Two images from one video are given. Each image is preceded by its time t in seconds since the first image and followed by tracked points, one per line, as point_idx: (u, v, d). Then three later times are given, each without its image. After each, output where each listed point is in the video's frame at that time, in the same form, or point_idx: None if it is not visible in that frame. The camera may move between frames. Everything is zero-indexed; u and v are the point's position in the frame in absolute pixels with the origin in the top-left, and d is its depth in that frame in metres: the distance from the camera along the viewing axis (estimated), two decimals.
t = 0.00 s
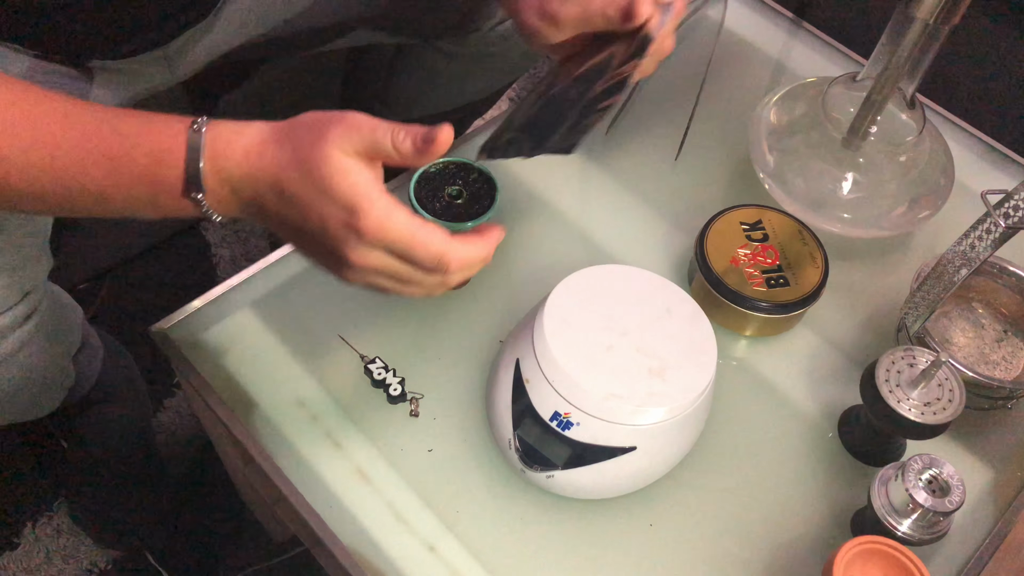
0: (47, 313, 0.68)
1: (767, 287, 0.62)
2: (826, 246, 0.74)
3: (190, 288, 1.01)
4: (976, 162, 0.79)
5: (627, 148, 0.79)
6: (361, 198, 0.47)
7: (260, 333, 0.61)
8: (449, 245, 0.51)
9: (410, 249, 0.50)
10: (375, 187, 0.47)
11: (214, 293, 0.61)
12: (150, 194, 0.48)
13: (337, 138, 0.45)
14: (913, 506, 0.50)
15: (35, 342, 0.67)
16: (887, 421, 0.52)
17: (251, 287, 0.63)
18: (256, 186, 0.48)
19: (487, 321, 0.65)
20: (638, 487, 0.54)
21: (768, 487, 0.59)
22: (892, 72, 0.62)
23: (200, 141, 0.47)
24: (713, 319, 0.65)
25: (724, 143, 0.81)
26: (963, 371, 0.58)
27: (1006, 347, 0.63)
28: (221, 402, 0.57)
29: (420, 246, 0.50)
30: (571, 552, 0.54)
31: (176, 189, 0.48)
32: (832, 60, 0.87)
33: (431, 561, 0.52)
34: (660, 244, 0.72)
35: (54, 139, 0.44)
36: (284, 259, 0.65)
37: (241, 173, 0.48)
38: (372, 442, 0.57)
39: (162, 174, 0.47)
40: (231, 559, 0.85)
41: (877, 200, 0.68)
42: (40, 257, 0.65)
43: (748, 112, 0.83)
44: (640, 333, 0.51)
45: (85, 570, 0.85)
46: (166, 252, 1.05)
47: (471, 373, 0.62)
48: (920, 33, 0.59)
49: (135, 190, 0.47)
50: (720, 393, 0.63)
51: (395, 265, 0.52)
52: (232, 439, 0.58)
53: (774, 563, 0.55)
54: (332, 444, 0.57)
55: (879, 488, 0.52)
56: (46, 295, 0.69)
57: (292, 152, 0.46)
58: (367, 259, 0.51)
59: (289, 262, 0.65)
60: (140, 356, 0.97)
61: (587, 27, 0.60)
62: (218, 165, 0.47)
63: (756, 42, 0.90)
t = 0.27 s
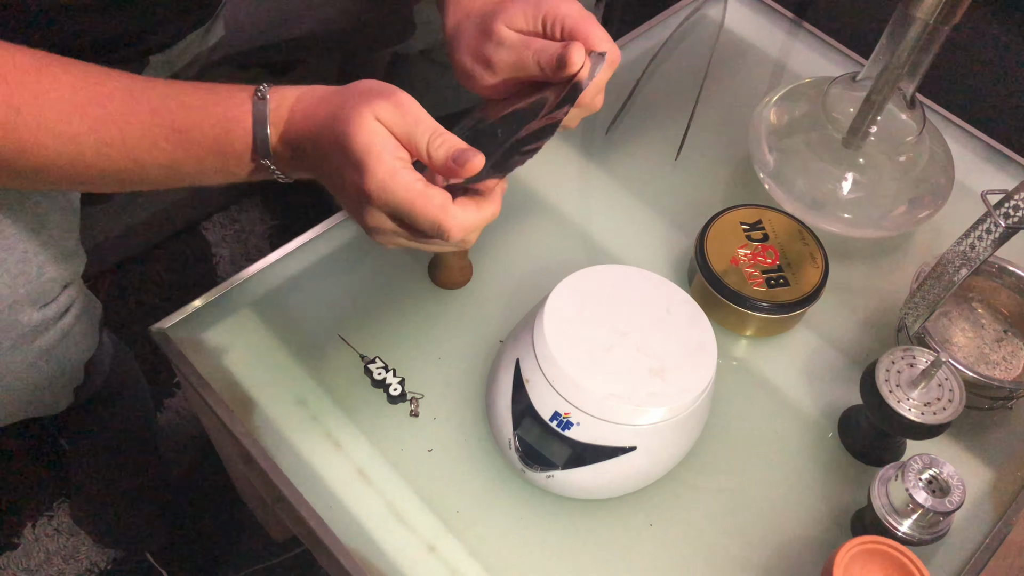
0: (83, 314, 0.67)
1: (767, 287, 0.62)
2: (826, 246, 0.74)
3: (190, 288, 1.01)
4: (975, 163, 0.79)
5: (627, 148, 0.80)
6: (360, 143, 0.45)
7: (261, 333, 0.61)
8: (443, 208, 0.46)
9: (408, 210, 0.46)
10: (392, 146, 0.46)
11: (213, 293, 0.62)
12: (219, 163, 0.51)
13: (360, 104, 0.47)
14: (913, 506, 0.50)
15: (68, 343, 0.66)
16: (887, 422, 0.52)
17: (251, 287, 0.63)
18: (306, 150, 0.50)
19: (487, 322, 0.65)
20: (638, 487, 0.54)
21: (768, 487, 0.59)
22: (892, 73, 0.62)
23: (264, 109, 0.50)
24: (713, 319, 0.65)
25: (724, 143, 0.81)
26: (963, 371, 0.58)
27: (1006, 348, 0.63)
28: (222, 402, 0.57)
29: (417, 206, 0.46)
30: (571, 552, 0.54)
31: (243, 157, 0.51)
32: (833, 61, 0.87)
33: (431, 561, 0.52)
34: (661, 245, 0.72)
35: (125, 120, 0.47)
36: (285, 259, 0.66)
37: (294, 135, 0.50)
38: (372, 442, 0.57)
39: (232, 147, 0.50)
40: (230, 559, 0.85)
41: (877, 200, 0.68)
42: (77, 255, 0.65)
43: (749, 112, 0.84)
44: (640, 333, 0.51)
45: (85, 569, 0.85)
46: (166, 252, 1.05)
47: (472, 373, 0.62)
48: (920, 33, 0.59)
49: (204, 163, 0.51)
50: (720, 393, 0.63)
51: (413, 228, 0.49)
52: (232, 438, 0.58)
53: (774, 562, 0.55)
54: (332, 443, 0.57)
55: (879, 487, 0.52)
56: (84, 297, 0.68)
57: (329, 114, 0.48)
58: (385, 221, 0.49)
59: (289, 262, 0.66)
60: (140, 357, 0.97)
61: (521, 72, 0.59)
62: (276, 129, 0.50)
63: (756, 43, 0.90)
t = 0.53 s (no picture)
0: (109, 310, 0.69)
1: (767, 287, 0.62)
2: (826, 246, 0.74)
3: (190, 288, 1.01)
4: (975, 162, 0.79)
5: (628, 148, 0.79)
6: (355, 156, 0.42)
7: (261, 333, 0.61)
8: (449, 182, 0.40)
9: (417, 191, 0.42)
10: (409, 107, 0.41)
11: (214, 293, 0.61)
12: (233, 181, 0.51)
13: (351, 105, 0.42)
14: (913, 506, 0.50)
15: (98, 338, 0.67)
16: (887, 422, 0.52)
17: (251, 287, 0.63)
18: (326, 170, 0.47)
19: (487, 322, 0.65)
20: (637, 487, 0.54)
21: (768, 487, 0.59)
22: (892, 73, 0.62)
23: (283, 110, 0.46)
24: (713, 320, 0.65)
25: (724, 143, 0.81)
26: (963, 371, 0.58)
27: (1006, 347, 0.63)
28: (222, 402, 0.57)
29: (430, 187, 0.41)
30: (571, 552, 0.54)
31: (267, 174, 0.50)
32: (833, 60, 0.87)
33: (431, 561, 0.52)
34: (661, 245, 0.72)
35: (146, 130, 0.45)
36: (285, 259, 0.65)
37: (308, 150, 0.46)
38: (372, 441, 0.57)
39: (249, 148, 0.48)
40: (231, 559, 0.85)
41: (877, 200, 0.68)
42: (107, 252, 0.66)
43: (749, 111, 0.83)
44: (640, 334, 0.51)
45: (85, 570, 0.85)
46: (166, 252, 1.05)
47: (471, 373, 0.62)
48: (920, 33, 0.59)
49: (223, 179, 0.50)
50: (720, 393, 0.63)
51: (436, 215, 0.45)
52: (233, 439, 0.57)
53: (774, 562, 0.55)
54: (332, 443, 0.57)
55: (879, 487, 0.52)
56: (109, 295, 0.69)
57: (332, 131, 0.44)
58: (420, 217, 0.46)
59: (289, 262, 0.66)
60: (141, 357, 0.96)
61: (528, 65, 0.56)
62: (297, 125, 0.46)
63: (756, 43, 0.90)
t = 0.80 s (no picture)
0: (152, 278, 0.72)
1: (767, 287, 0.62)
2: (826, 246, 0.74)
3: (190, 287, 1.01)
4: (975, 163, 0.79)
5: (628, 148, 0.80)
6: (261, 65, 0.37)
7: (261, 333, 0.61)
8: (353, 49, 0.35)
9: (321, 73, 0.36)
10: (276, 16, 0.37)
11: (213, 294, 0.61)
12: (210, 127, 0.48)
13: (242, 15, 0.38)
14: (913, 506, 0.50)
15: (145, 302, 0.72)
16: (887, 422, 0.52)
17: (251, 287, 0.63)
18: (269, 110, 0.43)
19: (487, 322, 0.65)
20: (638, 487, 0.54)
21: (767, 487, 0.59)
22: (891, 73, 0.62)
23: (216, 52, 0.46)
24: (713, 319, 0.65)
25: (725, 143, 0.81)
26: (963, 371, 0.58)
27: (1006, 347, 0.63)
28: (222, 402, 0.57)
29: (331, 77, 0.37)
30: (571, 552, 0.54)
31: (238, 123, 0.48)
32: (833, 61, 0.87)
33: (431, 562, 0.52)
34: (661, 245, 0.72)
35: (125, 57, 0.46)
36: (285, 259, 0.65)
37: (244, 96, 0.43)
38: (372, 441, 0.57)
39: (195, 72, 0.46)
40: (231, 559, 0.85)
41: (877, 200, 0.68)
42: (153, 220, 0.70)
43: (749, 111, 0.84)
44: (639, 333, 0.51)
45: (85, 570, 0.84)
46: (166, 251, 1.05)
47: (472, 373, 0.62)
48: (920, 32, 0.59)
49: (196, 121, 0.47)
50: (720, 393, 0.63)
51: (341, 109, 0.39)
52: (233, 438, 0.57)
53: (774, 562, 0.55)
54: (332, 443, 0.57)
55: (879, 487, 0.52)
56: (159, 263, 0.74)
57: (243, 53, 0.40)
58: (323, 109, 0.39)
59: (289, 261, 0.66)
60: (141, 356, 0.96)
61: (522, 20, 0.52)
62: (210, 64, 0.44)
63: (756, 43, 0.90)
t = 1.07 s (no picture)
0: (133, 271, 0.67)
1: (767, 287, 0.62)
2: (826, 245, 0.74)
3: (190, 287, 1.01)
4: (975, 163, 0.79)
5: (627, 148, 0.80)
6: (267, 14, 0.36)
7: (261, 333, 0.61)
8: None
9: (326, 19, 0.35)
10: None
11: (213, 294, 0.61)
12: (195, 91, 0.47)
13: None
14: (913, 506, 0.50)
15: (120, 300, 0.65)
16: (887, 422, 0.52)
17: (251, 287, 0.63)
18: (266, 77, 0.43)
19: (487, 322, 0.65)
20: (637, 487, 0.54)
21: (767, 487, 0.59)
22: (892, 72, 0.62)
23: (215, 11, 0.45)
24: (713, 319, 0.65)
25: (724, 143, 0.81)
26: (963, 371, 0.58)
27: (1006, 347, 0.63)
28: (221, 402, 0.57)
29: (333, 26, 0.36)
30: (571, 552, 0.54)
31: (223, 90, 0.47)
32: (833, 61, 0.87)
33: (431, 562, 0.52)
34: (661, 245, 0.72)
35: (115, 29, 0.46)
36: (285, 258, 0.65)
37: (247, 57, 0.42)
38: (372, 442, 0.57)
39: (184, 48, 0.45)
40: (231, 559, 0.85)
41: (877, 200, 0.68)
42: (134, 213, 0.64)
43: (748, 112, 0.83)
44: (639, 333, 0.51)
45: (85, 570, 0.85)
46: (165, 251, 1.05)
47: (471, 374, 0.62)
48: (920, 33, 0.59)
49: (179, 82, 0.47)
50: (721, 393, 0.63)
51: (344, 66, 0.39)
52: (232, 439, 0.57)
53: (774, 562, 0.55)
54: (332, 443, 0.57)
55: (878, 487, 0.52)
56: (140, 259, 0.68)
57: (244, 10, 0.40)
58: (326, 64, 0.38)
59: (289, 260, 0.65)
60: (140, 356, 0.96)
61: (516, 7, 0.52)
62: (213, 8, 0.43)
63: (755, 43, 0.90)
